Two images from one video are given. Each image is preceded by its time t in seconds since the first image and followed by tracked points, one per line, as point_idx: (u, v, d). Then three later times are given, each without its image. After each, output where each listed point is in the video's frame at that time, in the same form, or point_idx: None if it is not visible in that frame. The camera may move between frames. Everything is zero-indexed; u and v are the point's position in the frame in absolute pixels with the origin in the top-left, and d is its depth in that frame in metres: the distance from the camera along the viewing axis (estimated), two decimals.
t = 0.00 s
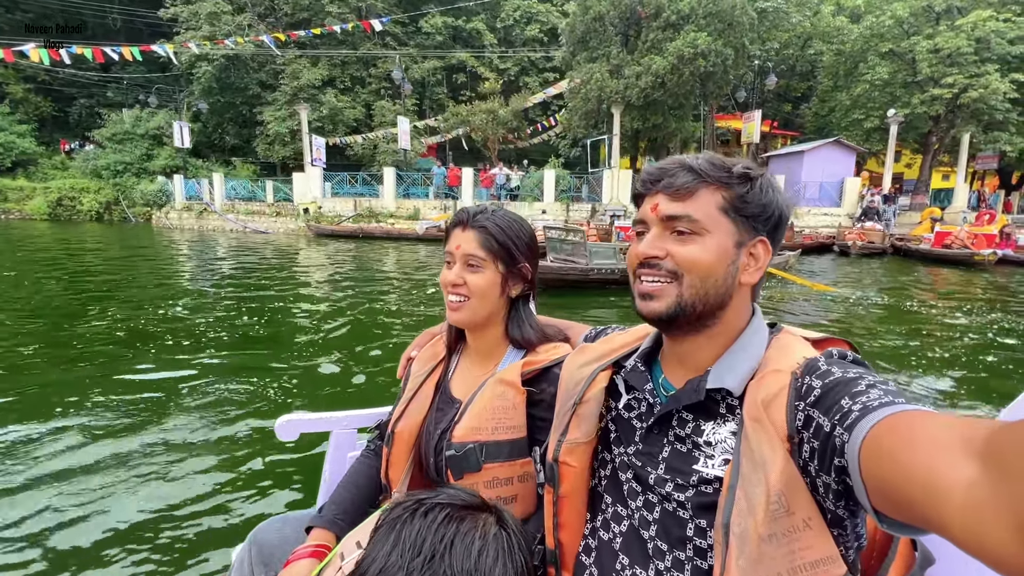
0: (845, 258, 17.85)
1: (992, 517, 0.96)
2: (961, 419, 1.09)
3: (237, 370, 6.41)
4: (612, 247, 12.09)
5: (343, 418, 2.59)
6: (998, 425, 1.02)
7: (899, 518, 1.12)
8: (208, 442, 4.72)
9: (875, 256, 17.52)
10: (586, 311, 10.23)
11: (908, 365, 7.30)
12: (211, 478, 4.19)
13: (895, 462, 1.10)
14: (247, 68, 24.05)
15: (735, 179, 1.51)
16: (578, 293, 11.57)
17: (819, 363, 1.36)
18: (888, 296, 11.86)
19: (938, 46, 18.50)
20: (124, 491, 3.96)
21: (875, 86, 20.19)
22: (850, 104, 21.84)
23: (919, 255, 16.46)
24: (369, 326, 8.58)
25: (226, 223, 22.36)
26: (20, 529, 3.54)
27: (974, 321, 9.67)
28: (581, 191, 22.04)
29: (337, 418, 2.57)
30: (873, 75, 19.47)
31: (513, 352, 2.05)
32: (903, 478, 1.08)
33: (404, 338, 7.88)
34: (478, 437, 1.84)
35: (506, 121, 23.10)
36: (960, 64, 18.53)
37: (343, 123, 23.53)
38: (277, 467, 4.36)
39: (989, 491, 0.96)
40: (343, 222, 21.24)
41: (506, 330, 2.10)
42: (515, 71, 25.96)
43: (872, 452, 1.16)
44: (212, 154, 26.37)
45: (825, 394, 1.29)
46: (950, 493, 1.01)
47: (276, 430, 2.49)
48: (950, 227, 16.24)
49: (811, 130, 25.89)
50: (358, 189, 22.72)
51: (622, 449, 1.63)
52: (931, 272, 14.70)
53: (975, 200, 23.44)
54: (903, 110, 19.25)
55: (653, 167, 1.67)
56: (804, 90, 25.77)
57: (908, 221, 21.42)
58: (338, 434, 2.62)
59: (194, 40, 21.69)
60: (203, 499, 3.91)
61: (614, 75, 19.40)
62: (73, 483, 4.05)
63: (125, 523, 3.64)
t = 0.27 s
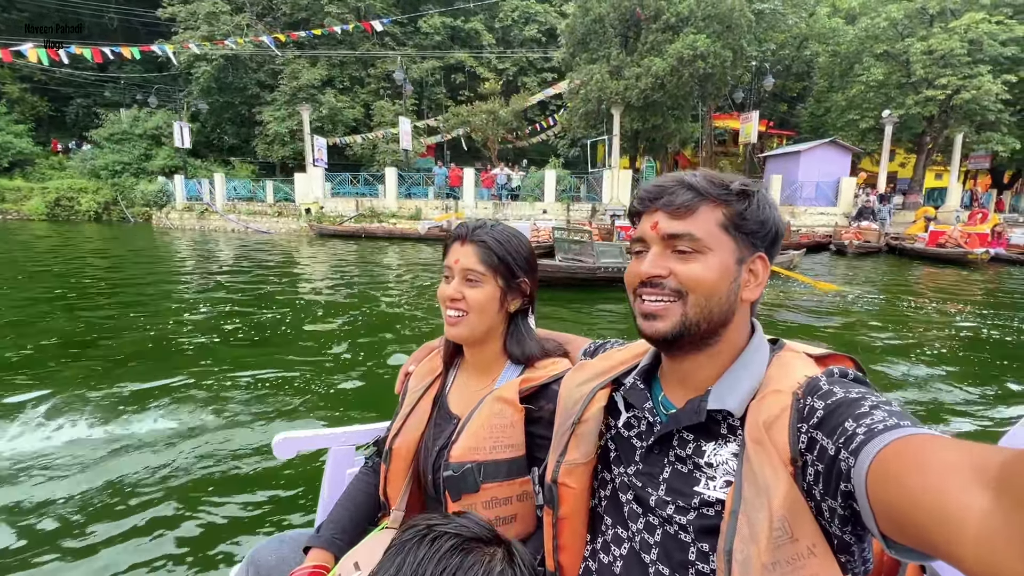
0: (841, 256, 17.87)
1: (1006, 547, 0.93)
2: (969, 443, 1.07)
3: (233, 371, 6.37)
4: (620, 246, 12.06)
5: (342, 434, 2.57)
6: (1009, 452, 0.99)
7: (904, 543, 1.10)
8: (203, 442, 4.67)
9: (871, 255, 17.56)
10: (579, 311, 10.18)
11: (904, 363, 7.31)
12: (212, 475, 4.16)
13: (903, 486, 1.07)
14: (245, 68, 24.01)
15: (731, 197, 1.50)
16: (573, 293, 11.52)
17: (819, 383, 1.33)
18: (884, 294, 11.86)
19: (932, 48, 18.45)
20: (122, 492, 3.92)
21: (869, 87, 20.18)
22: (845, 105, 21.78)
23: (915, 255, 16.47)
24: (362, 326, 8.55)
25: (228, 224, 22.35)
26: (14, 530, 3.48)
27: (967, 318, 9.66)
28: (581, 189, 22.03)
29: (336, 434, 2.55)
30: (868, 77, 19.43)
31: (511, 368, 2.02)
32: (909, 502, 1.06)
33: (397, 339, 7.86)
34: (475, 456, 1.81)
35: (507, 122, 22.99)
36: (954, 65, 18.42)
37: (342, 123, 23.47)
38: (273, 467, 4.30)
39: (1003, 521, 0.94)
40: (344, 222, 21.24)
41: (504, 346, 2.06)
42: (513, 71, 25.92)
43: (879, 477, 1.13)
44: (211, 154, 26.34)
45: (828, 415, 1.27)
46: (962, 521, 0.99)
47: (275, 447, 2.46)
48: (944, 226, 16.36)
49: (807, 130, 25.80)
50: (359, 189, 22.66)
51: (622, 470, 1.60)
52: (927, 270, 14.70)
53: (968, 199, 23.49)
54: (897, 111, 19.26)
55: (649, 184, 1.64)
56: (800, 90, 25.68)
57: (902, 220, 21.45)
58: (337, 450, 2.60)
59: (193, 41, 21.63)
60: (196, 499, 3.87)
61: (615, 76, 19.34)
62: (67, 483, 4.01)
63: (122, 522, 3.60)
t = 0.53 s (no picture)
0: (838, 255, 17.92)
1: (1009, 552, 0.92)
2: (973, 448, 1.05)
3: (230, 371, 6.33)
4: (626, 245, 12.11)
5: (343, 434, 2.54)
6: (1012, 456, 0.98)
7: (906, 547, 1.09)
8: (202, 443, 4.65)
9: (867, 253, 17.60)
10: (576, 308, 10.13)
11: (899, 359, 7.32)
12: (212, 478, 4.14)
13: (906, 490, 1.06)
14: (246, 68, 24.02)
15: (742, 200, 1.53)
16: (570, 293, 11.50)
17: (821, 387, 1.33)
18: (880, 292, 11.87)
19: (926, 49, 18.39)
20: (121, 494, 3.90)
21: (865, 88, 20.19)
22: (840, 105, 21.75)
23: (909, 254, 16.35)
24: (357, 326, 8.52)
25: (231, 224, 22.35)
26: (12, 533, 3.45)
27: (961, 315, 9.65)
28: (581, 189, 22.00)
29: (336, 433, 2.53)
30: (863, 78, 19.41)
31: (511, 369, 2.00)
32: (911, 506, 1.05)
33: (392, 339, 7.84)
34: (475, 458, 1.80)
35: (507, 122, 22.94)
36: (948, 67, 18.32)
37: (342, 123, 23.42)
38: (272, 470, 4.27)
39: (1006, 527, 0.93)
40: (348, 222, 21.27)
41: (503, 346, 2.05)
42: (512, 72, 25.93)
43: (880, 481, 1.12)
44: (210, 154, 26.33)
45: (829, 419, 1.26)
46: (966, 526, 0.97)
47: (275, 446, 2.42)
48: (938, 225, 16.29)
49: (804, 130, 25.76)
50: (362, 189, 22.65)
51: (623, 472, 1.59)
52: (923, 269, 14.68)
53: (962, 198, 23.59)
54: (891, 112, 19.24)
55: (658, 184, 1.63)
56: (797, 91, 25.66)
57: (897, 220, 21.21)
58: (337, 450, 2.58)
59: (193, 42, 21.61)
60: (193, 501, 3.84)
61: (615, 76, 19.32)
62: (66, 486, 3.98)
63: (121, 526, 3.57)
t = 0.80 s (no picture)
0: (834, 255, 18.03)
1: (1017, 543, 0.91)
2: (980, 439, 1.05)
3: (232, 372, 6.35)
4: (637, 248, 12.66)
5: (346, 420, 2.54)
6: (1020, 446, 0.97)
7: (912, 536, 1.08)
8: (204, 443, 4.64)
9: (863, 253, 17.76)
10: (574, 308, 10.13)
11: (894, 357, 7.39)
12: (217, 477, 4.13)
13: (913, 481, 1.05)
14: (247, 70, 24.09)
15: (738, 189, 1.51)
16: (569, 293, 11.51)
17: (828, 376, 1.32)
18: (876, 292, 11.94)
19: (920, 53, 18.48)
20: (124, 493, 3.88)
21: (860, 91, 20.31)
22: (836, 108, 21.84)
23: (905, 253, 16.71)
24: (354, 326, 8.53)
25: (235, 225, 22.38)
26: (13, 533, 3.43)
27: (955, 315, 9.74)
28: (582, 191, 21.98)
29: (339, 420, 2.52)
30: (858, 81, 19.52)
31: (515, 358, 2.01)
32: (917, 496, 1.04)
33: (391, 339, 7.85)
34: (480, 445, 1.80)
35: (508, 124, 22.98)
36: (942, 70, 18.40)
37: (343, 125, 23.46)
38: (275, 469, 4.27)
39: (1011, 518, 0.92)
40: (351, 223, 21.34)
41: (507, 337, 2.05)
42: (511, 74, 26.04)
43: (886, 472, 1.12)
44: (210, 155, 26.35)
45: (836, 408, 1.26)
46: (973, 516, 0.97)
47: (278, 433, 2.42)
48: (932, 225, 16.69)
49: (800, 132, 25.85)
50: (365, 191, 22.65)
51: (629, 461, 1.59)
52: (919, 270, 14.74)
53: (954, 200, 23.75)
54: (885, 115, 19.32)
55: (655, 175, 1.63)
56: (793, 93, 25.79)
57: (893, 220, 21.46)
58: (339, 438, 2.58)
59: (194, 44, 21.65)
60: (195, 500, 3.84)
61: (615, 79, 19.38)
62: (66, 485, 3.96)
63: (123, 525, 3.56)
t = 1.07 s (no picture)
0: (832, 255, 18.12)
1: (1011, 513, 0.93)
2: (979, 414, 1.06)
3: (235, 370, 6.37)
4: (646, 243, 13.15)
5: (349, 404, 2.55)
6: (1018, 419, 0.99)
7: (911, 510, 1.10)
8: (206, 441, 4.66)
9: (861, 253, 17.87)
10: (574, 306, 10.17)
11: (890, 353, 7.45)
12: (223, 474, 4.17)
13: (912, 455, 1.07)
14: (249, 71, 24.18)
15: (735, 171, 1.51)
16: (568, 292, 11.54)
17: (829, 355, 1.34)
18: (874, 291, 12.02)
19: (917, 55, 18.59)
20: (131, 492, 3.91)
21: (857, 92, 20.40)
22: (833, 109, 21.91)
23: (902, 251, 17.02)
24: (353, 324, 8.56)
25: (239, 225, 22.42)
26: (18, 528, 3.45)
27: (952, 314, 9.81)
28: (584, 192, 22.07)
29: (343, 403, 2.54)
30: (855, 83, 19.62)
31: (519, 341, 2.03)
32: (916, 469, 1.06)
33: (390, 336, 7.88)
34: (483, 425, 1.82)
35: (511, 125, 23.03)
36: (938, 72, 18.54)
37: (345, 125, 23.56)
38: (279, 466, 4.32)
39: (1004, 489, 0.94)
40: (355, 223, 21.42)
41: (512, 321, 2.08)
42: (511, 75, 26.18)
43: (885, 448, 1.13)
44: (212, 155, 26.40)
45: (837, 386, 1.27)
46: (969, 488, 0.98)
47: (282, 414, 2.45)
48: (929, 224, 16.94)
49: (798, 133, 25.92)
50: (369, 191, 22.77)
51: (630, 440, 1.61)
52: (916, 269, 14.80)
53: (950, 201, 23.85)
54: (882, 116, 19.40)
55: (652, 161, 1.65)
56: (791, 94, 25.88)
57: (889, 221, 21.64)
58: (343, 420, 2.60)
59: (197, 45, 21.71)
60: (197, 497, 3.86)
61: (616, 81, 19.45)
62: (70, 484, 3.98)
63: (127, 523, 3.58)
